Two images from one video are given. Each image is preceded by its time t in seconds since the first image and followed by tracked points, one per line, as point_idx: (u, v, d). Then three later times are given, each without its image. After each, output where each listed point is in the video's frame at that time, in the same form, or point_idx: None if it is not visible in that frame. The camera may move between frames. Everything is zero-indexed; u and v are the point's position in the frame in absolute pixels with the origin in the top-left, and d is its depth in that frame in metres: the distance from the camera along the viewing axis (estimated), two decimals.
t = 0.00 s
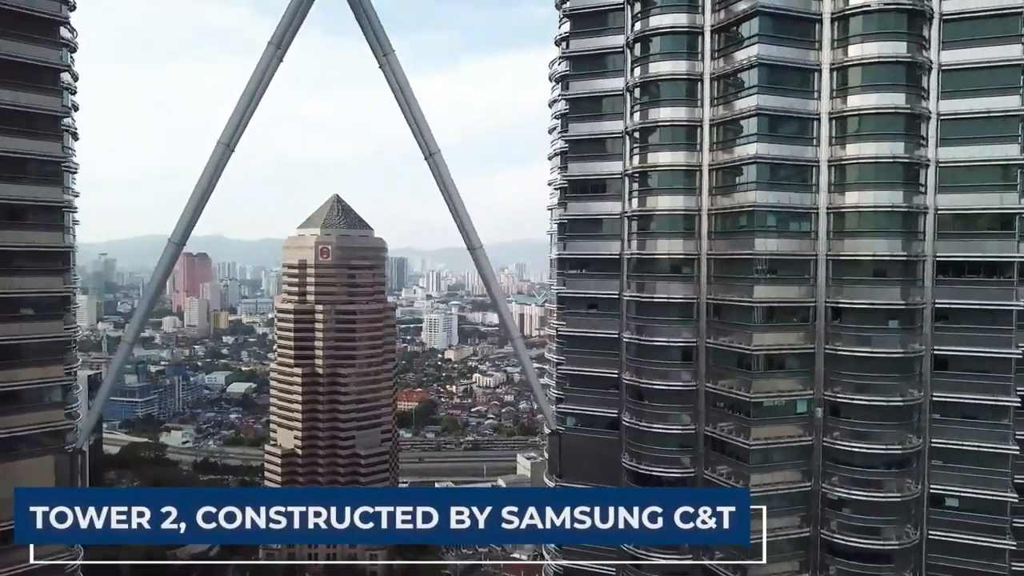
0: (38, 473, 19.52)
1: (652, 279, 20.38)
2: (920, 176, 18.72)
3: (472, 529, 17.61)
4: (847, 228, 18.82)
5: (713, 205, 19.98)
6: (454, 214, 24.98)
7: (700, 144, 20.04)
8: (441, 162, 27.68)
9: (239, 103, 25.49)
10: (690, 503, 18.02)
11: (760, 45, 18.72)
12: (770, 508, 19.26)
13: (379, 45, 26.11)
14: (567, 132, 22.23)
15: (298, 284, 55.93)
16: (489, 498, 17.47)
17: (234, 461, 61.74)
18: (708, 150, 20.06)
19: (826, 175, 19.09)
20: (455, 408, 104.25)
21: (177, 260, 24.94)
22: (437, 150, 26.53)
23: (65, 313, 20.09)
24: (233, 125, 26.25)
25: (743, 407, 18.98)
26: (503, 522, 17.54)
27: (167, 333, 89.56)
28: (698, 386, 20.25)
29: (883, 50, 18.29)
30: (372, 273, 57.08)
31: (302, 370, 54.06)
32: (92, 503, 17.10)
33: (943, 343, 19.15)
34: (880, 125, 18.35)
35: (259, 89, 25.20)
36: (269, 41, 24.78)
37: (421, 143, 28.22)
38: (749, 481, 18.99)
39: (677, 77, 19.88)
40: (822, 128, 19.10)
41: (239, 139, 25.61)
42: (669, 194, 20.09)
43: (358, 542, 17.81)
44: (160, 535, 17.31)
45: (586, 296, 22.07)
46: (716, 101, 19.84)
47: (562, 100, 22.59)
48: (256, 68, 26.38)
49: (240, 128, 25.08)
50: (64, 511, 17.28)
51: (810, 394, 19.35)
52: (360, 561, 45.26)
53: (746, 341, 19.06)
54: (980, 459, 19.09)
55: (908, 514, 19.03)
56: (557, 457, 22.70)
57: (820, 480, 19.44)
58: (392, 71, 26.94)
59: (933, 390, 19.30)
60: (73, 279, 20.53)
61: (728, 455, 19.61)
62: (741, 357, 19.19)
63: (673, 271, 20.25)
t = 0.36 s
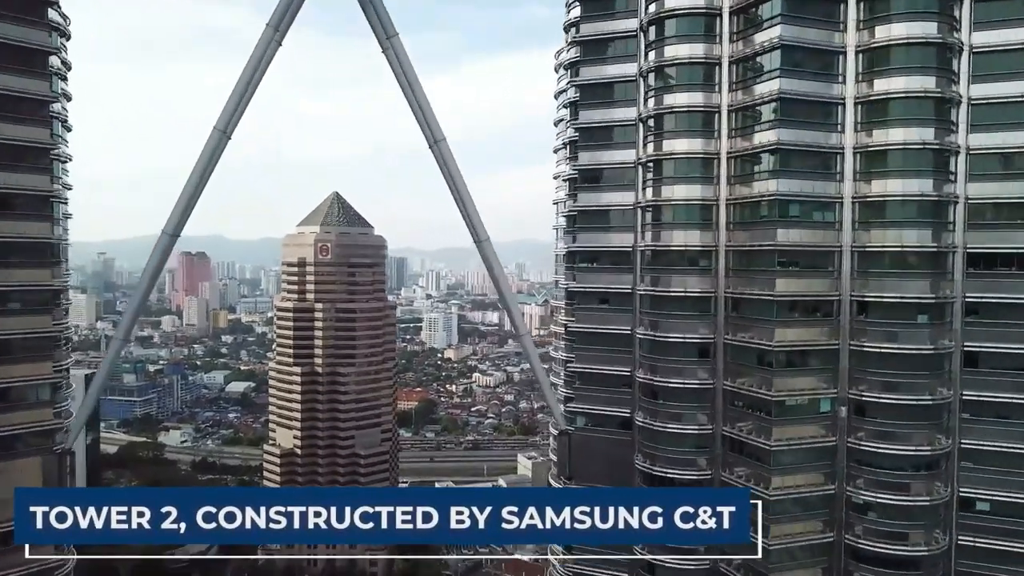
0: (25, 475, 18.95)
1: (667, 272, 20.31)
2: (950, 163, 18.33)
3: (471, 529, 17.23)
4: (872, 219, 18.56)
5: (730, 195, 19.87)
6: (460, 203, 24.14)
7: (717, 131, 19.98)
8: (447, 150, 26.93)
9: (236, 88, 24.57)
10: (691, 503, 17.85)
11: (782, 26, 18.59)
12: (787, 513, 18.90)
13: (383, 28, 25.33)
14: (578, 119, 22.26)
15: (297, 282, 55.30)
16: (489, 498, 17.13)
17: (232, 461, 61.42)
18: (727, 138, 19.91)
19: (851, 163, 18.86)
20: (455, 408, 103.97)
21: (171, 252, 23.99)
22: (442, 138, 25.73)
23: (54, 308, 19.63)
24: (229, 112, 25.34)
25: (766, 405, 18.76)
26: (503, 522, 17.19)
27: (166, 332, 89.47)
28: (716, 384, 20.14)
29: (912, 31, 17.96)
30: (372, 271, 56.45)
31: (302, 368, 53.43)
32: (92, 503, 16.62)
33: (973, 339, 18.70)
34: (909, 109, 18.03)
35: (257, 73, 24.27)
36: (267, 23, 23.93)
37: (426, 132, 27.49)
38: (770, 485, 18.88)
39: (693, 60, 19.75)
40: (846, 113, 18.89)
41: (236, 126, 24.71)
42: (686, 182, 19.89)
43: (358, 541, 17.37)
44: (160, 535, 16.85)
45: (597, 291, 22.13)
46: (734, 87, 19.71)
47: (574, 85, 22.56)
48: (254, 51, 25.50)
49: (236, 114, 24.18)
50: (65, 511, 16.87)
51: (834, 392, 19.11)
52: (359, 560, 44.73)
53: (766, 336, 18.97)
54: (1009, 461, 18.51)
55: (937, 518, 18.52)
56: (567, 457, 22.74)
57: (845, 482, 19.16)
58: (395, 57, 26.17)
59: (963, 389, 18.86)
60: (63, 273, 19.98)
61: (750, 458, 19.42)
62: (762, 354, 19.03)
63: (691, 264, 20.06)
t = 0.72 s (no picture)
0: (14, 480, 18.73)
1: (682, 270, 19.79)
2: (979, 154, 17.80)
3: (471, 529, 16.88)
4: (898, 214, 18.04)
5: (748, 189, 19.39)
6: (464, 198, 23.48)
7: (733, 123, 19.46)
8: (453, 143, 26.25)
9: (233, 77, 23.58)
10: (690, 502, 17.57)
11: (802, 15, 18.09)
12: (808, 522, 18.40)
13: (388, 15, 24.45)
14: (588, 113, 21.89)
15: (297, 282, 54.64)
16: (489, 498, 16.74)
17: (232, 461, 61.06)
18: (744, 131, 19.43)
19: (875, 155, 18.40)
20: (455, 408, 103.76)
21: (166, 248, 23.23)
22: (447, 131, 25.05)
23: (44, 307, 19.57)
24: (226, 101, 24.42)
25: (787, 408, 18.30)
26: (502, 522, 16.79)
27: (166, 332, 89.67)
28: (734, 387, 19.70)
29: (940, 17, 17.43)
30: (372, 270, 55.85)
31: (302, 368, 52.82)
32: (92, 503, 16.27)
33: (1002, 340, 18.34)
34: (936, 100, 17.52)
35: (256, 61, 23.32)
36: (267, 8, 22.97)
37: (432, 123, 26.72)
38: (791, 492, 18.40)
39: (710, 49, 19.26)
40: (871, 105, 18.42)
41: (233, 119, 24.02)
42: (702, 175, 19.37)
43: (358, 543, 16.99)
44: (159, 535, 16.50)
45: (608, 289, 21.81)
46: (752, 77, 19.27)
47: (582, 77, 22.14)
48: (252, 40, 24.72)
49: (233, 103, 23.28)
50: (65, 510, 16.49)
51: (858, 395, 18.66)
52: (359, 560, 43.87)
53: (788, 337, 18.39)
54: None
55: (964, 528, 18.04)
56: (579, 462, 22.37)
57: (869, 489, 18.70)
58: (399, 45, 25.30)
59: (991, 391, 18.41)
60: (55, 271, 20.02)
61: (772, 466, 18.87)
62: (783, 356, 18.52)
63: (707, 261, 19.63)
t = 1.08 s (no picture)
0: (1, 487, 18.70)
1: (700, 270, 19.36)
2: (1016, 148, 17.06)
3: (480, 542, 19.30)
4: (930, 211, 17.41)
5: (770, 184, 18.91)
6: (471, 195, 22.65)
7: (754, 116, 19.01)
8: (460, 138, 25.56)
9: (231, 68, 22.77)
10: (690, 520, 19.69)
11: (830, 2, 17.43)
12: (834, 536, 17.79)
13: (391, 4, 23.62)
14: (602, 107, 21.44)
15: (297, 283, 53.93)
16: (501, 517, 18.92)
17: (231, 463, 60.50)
18: (767, 123, 18.94)
19: (905, 150, 17.80)
20: (455, 409, 103.33)
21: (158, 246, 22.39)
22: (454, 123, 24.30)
23: (33, 310, 19.25)
24: (223, 93, 23.59)
25: (813, 415, 17.69)
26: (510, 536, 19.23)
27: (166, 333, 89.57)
28: (755, 392, 19.24)
29: (976, 5, 16.77)
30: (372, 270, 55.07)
31: (301, 369, 52.10)
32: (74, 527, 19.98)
33: None
34: (971, 90, 16.82)
35: (253, 52, 22.48)
36: None
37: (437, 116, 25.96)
38: (818, 506, 17.74)
39: (730, 38, 18.81)
40: (901, 97, 17.76)
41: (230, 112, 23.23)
42: (722, 171, 18.91)
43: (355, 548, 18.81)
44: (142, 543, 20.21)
45: (621, 291, 21.27)
46: (774, 67, 18.79)
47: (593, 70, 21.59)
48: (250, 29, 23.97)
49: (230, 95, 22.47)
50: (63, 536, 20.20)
51: (887, 402, 18.08)
52: (359, 562, 42.84)
53: (815, 341, 17.75)
54: None
55: (1000, 543, 17.42)
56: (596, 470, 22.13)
57: (898, 501, 18.14)
58: (403, 36, 24.48)
59: None
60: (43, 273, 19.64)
61: (796, 477, 18.32)
62: (807, 361, 17.93)
63: (727, 261, 19.15)
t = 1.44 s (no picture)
0: None
1: (720, 271, 18.81)
2: None
3: None
4: (965, 209, 16.78)
5: (794, 180, 18.37)
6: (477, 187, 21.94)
7: (777, 109, 18.46)
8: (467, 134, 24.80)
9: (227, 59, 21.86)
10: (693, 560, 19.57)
11: None
12: (861, 551, 17.25)
13: None
14: (616, 101, 20.85)
15: (296, 284, 53.22)
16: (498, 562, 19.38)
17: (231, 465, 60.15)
18: (791, 117, 18.38)
19: (937, 145, 17.22)
20: (455, 410, 102.87)
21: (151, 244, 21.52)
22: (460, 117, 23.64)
23: (15, 313, 20.31)
24: (218, 85, 22.68)
25: (843, 424, 17.14)
26: None
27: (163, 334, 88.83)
28: (778, 399, 18.80)
29: None
30: (372, 271, 54.19)
31: (301, 370, 51.46)
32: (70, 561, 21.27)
33: None
34: (1007, 81, 16.16)
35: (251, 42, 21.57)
36: None
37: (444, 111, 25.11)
38: (847, 520, 17.25)
39: (754, 27, 18.25)
40: (933, 89, 17.21)
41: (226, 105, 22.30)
42: (744, 166, 18.34)
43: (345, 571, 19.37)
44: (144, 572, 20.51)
45: (636, 292, 20.60)
46: (799, 57, 18.21)
47: (604, 62, 21.55)
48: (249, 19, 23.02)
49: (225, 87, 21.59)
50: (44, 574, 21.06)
51: (920, 410, 17.48)
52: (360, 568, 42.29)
53: (843, 345, 17.15)
54: None
55: None
56: (610, 479, 21.53)
57: (931, 515, 17.59)
58: (407, 27, 23.54)
59: None
60: (25, 273, 20.76)
61: (823, 489, 17.80)
62: (835, 366, 17.39)
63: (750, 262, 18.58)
